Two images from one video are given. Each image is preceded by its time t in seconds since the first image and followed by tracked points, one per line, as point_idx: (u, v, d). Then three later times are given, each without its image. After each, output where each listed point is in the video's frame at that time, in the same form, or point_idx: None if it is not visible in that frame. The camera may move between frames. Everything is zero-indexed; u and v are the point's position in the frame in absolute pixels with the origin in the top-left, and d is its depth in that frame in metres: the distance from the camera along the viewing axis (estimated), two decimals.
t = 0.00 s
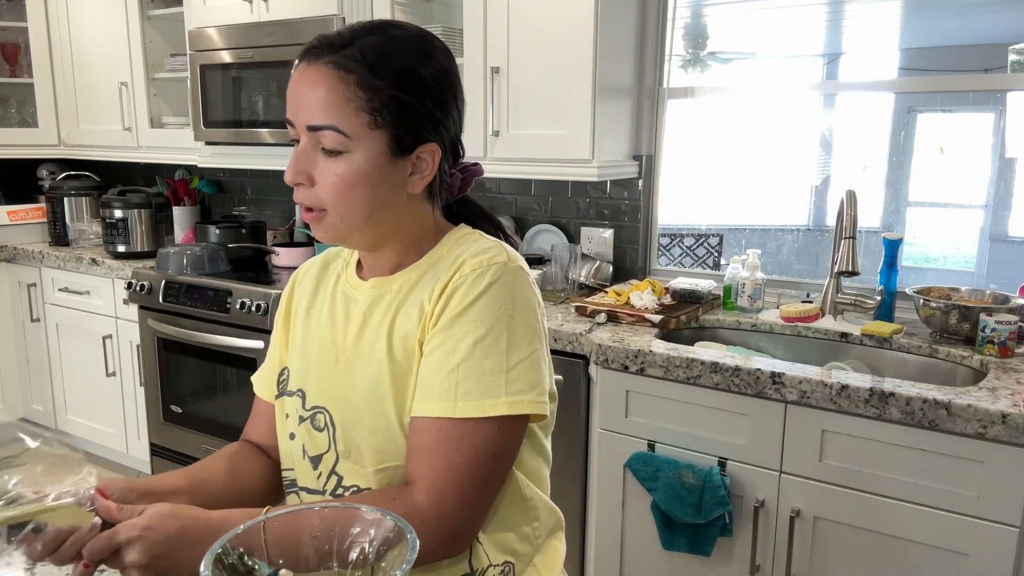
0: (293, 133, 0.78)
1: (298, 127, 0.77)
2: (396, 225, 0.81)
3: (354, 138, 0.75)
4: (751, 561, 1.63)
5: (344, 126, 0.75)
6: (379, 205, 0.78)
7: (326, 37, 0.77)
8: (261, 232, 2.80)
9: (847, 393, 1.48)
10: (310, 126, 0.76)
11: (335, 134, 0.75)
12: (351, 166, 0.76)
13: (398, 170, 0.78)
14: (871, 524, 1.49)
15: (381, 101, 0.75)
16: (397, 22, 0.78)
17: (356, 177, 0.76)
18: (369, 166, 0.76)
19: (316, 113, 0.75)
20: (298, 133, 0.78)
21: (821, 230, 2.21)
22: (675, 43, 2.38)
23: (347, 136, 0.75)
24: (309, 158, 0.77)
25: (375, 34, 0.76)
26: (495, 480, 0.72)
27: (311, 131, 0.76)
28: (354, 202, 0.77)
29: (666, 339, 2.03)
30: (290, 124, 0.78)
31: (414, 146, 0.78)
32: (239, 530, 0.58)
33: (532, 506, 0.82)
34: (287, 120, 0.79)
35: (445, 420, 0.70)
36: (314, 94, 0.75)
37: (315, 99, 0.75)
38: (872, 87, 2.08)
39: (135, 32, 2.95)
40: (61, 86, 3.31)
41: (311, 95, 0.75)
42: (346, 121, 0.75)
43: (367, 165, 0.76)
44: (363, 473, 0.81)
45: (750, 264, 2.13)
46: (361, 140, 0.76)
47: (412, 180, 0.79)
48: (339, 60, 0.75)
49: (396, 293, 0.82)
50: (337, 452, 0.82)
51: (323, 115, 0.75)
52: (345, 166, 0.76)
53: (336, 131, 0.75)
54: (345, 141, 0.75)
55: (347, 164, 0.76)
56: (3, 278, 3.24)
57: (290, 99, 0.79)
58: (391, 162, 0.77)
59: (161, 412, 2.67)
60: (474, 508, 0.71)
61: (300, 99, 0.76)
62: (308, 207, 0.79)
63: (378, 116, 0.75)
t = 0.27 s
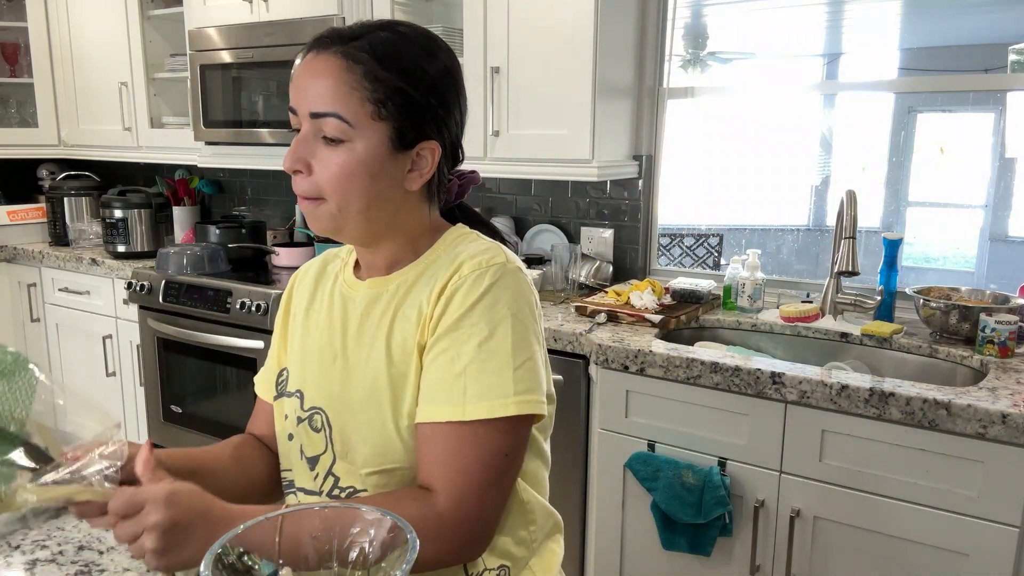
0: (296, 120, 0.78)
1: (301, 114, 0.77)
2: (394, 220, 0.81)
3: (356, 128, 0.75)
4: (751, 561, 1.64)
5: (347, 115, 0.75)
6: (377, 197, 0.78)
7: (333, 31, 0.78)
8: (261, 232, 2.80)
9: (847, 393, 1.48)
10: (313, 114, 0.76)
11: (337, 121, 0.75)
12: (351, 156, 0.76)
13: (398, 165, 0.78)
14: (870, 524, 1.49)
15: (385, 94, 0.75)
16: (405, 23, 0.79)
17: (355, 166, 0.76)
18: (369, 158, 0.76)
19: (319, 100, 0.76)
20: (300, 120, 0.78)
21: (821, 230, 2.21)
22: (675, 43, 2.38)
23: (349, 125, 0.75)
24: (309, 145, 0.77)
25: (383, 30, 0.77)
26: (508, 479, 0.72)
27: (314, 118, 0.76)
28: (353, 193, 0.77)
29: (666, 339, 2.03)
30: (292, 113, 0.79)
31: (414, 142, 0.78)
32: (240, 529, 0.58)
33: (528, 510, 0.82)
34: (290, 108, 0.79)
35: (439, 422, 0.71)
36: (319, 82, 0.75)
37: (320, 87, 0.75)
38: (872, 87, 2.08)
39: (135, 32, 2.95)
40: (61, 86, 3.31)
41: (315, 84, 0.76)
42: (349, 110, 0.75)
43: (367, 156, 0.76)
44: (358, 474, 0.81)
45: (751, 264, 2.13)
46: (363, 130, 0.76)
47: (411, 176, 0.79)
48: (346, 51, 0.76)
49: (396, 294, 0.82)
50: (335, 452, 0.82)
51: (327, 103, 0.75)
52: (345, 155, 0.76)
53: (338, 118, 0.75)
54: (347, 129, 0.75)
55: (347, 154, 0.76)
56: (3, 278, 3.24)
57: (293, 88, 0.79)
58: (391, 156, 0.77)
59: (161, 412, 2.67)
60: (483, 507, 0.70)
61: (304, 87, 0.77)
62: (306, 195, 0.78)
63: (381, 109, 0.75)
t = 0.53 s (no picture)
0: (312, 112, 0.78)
1: (319, 106, 0.77)
2: (404, 215, 0.81)
3: (376, 120, 0.76)
4: (751, 561, 1.64)
5: (367, 107, 0.75)
6: (390, 191, 0.78)
7: (353, 26, 0.79)
8: (261, 232, 2.80)
9: (847, 393, 1.48)
10: (331, 106, 0.76)
11: (356, 114, 0.75)
12: (369, 148, 0.76)
13: (413, 160, 0.78)
14: (870, 523, 1.49)
15: (406, 89, 0.76)
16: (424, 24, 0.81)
17: (372, 158, 0.76)
18: (386, 150, 0.76)
19: (339, 92, 0.76)
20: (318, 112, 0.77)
21: (821, 230, 2.21)
22: (676, 43, 2.38)
23: (370, 117, 0.75)
24: (326, 136, 0.76)
25: (405, 28, 0.78)
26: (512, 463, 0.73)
27: (334, 110, 0.76)
28: (367, 184, 0.76)
29: (665, 339, 2.03)
30: (309, 105, 0.79)
31: (430, 139, 0.79)
32: (238, 529, 0.59)
33: (525, 511, 0.82)
34: (306, 101, 0.79)
35: (450, 404, 0.69)
36: (339, 74, 0.76)
37: (341, 79, 0.76)
38: (872, 87, 2.08)
39: (135, 32, 2.95)
40: (61, 86, 3.31)
41: (336, 77, 0.76)
42: (369, 102, 0.75)
43: (383, 148, 0.76)
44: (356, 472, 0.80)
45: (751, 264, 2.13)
46: (382, 123, 0.76)
47: (426, 174, 0.80)
48: (369, 45, 0.76)
49: (401, 289, 0.82)
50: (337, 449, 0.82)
51: (346, 94, 0.75)
52: (363, 147, 0.76)
53: (359, 111, 0.75)
54: (366, 121, 0.75)
55: (365, 146, 0.76)
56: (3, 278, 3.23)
57: (311, 81, 0.79)
58: (408, 150, 0.77)
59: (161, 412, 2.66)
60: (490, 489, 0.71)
61: (324, 79, 0.77)
62: (319, 185, 0.78)
63: (401, 104, 0.76)
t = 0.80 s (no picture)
0: (342, 100, 0.77)
1: (352, 97, 0.77)
2: (425, 211, 0.81)
3: (414, 112, 0.77)
4: (751, 561, 1.64)
5: (406, 99, 0.76)
6: (422, 183, 0.78)
7: (381, 21, 0.80)
8: (261, 232, 2.80)
9: (847, 393, 1.48)
10: (367, 96, 0.76)
11: (395, 105, 0.76)
12: (408, 139, 0.76)
13: (442, 155, 0.80)
14: (872, 524, 1.49)
15: (442, 84, 0.78)
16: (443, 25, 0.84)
17: (408, 150, 0.76)
18: (421, 142, 0.77)
19: (377, 83, 0.76)
20: (350, 101, 0.77)
21: (821, 230, 2.22)
22: (676, 43, 2.38)
23: (408, 108, 0.76)
24: (359, 124, 0.75)
25: (435, 28, 0.81)
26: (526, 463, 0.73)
27: (371, 99, 0.76)
28: (403, 174, 0.76)
29: (666, 339, 2.03)
30: (338, 94, 0.78)
31: (456, 137, 0.81)
32: (238, 529, 0.59)
33: (531, 517, 0.82)
34: (337, 91, 0.78)
35: (485, 399, 0.69)
36: (377, 67, 0.76)
37: (377, 70, 0.76)
38: (872, 87, 2.08)
39: (135, 32, 2.95)
40: (61, 86, 3.31)
41: (372, 68, 0.76)
42: (408, 95, 0.76)
43: (419, 141, 0.77)
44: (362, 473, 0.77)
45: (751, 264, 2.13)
46: (420, 116, 0.77)
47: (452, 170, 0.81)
48: (405, 40, 0.78)
49: (418, 287, 0.82)
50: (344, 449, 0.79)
51: (385, 86, 0.76)
52: (400, 138, 0.76)
53: (399, 102, 0.76)
54: (404, 113, 0.76)
55: (403, 137, 0.76)
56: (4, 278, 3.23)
57: (339, 73, 0.79)
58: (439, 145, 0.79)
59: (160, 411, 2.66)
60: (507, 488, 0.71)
61: (360, 69, 0.77)
62: (348, 174, 0.76)
63: (435, 98, 0.78)
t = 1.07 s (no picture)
0: (394, 97, 0.78)
1: (409, 94, 0.77)
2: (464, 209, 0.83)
3: (470, 111, 0.79)
4: (751, 561, 1.63)
5: (466, 100, 0.79)
6: (471, 182, 0.81)
7: (418, 19, 0.81)
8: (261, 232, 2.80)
9: (847, 393, 1.48)
10: (425, 95, 0.77)
11: (453, 104, 0.78)
12: (465, 138, 0.78)
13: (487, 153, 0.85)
14: (873, 524, 1.48)
15: (487, 89, 0.82)
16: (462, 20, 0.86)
17: (465, 148, 0.78)
18: (478, 144, 0.80)
19: (435, 82, 0.78)
20: (405, 99, 0.78)
21: (821, 230, 2.22)
22: (676, 43, 2.38)
23: (466, 108, 0.79)
24: (423, 129, 0.77)
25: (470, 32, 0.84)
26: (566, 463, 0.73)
27: (431, 97, 0.77)
28: (460, 173, 0.78)
29: (666, 339, 2.03)
30: (391, 96, 0.78)
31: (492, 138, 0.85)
32: (237, 530, 0.59)
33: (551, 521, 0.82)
34: (388, 88, 0.78)
35: (541, 398, 0.70)
36: (432, 65, 0.78)
37: (435, 72, 0.78)
38: (872, 88, 2.08)
39: (135, 32, 2.95)
40: (61, 86, 3.31)
41: (427, 70, 0.78)
42: (464, 96, 0.79)
43: (472, 140, 0.79)
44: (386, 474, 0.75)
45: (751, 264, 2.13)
46: (474, 115, 0.80)
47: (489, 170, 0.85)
48: (452, 40, 0.80)
49: (449, 286, 0.81)
50: (365, 448, 0.76)
51: (444, 85, 0.78)
52: (458, 136, 0.78)
53: (459, 101, 0.78)
54: (461, 112, 0.78)
55: (461, 135, 0.78)
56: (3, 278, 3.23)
57: (386, 73, 0.79)
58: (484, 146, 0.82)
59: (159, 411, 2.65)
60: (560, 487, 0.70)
61: (415, 67, 0.78)
62: (416, 177, 0.76)
63: (484, 100, 0.82)
